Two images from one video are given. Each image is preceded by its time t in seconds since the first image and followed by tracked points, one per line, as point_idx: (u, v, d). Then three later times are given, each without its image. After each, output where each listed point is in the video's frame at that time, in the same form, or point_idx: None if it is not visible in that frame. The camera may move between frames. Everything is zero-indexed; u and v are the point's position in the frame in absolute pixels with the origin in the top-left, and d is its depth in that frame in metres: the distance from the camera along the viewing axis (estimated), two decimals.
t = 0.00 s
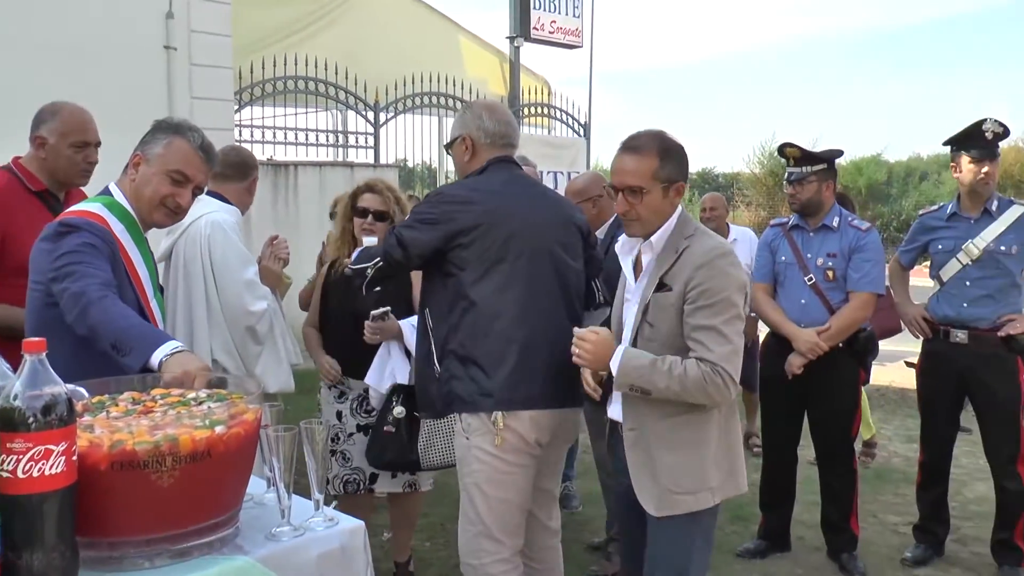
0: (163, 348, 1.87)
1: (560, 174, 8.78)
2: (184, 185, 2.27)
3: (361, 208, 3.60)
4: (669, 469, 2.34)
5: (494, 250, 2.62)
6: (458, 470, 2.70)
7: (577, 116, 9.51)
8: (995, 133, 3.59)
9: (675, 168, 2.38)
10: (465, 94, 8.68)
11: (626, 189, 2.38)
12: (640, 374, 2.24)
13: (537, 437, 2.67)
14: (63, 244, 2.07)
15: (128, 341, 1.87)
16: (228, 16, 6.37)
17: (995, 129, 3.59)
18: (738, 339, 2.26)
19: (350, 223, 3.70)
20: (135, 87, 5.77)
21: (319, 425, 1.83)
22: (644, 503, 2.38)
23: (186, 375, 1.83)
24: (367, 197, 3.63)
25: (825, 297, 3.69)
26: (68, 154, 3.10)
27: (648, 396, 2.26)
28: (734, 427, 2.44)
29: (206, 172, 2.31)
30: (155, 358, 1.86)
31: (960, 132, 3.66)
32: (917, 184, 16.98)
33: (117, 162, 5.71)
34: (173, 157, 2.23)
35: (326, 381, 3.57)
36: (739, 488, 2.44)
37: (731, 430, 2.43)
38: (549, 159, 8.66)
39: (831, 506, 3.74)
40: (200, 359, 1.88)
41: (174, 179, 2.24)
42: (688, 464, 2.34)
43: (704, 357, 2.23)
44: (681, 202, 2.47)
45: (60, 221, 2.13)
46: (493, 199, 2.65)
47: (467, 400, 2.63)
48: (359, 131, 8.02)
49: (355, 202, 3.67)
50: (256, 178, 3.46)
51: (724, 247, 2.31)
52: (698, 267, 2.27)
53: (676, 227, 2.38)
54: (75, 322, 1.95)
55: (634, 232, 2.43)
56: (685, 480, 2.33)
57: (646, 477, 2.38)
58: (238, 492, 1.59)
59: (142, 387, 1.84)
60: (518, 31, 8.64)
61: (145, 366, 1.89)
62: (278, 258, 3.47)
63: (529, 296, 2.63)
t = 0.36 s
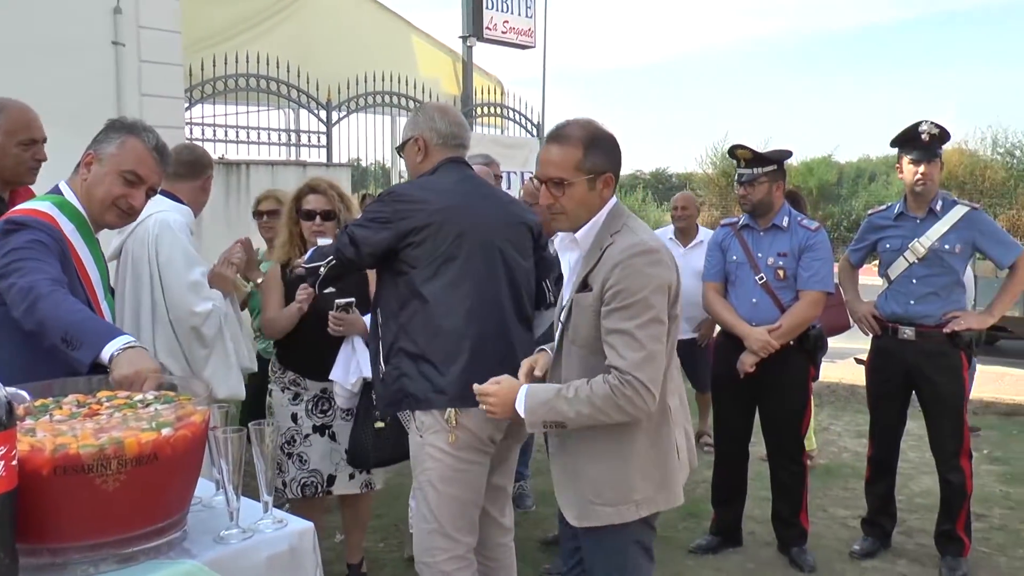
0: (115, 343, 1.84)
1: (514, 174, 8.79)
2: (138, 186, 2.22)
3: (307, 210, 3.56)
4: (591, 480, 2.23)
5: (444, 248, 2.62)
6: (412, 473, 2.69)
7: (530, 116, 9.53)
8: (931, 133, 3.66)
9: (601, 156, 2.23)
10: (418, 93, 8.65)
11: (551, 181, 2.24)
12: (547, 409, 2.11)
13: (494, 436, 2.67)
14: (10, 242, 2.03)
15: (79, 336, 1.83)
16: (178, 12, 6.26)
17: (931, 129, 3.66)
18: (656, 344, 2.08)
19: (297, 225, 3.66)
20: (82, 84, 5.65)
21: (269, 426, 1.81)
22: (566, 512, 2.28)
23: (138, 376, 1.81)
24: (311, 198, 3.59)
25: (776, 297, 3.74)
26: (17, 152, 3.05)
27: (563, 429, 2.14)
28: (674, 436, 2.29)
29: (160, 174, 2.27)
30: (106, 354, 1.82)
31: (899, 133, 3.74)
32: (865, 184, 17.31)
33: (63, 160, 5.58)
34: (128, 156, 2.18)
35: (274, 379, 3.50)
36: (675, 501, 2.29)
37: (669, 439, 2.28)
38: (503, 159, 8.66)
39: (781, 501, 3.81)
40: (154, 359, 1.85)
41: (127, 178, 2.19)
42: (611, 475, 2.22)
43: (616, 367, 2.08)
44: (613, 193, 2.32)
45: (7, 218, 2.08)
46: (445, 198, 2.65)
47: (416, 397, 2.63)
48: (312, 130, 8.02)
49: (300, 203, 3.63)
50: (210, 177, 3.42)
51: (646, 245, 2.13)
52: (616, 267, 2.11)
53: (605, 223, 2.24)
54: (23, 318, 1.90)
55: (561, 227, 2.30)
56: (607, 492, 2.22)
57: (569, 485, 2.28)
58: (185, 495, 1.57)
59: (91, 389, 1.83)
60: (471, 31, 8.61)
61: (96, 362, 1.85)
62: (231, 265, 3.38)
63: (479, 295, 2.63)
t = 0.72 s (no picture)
0: (78, 343, 1.85)
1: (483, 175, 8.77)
2: (103, 187, 2.19)
3: (274, 210, 3.52)
4: (524, 480, 2.13)
5: (410, 248, 2.61)
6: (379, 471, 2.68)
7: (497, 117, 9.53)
8: (885, 135, 3.77)
9: (536, 155, 2.14)
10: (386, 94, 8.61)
11: (486, 183, 2.15)
12: (442, 418, 1.97)
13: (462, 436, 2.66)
14: None
15: (42, 335, 1.84)
16: (142, 10, 6.19)
17: (884, 131, 3.77)
18: (571, 342, 1.99)
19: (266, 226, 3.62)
20: (44, 83, 5.56)
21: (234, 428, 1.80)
22: (497, 513, 2.16)
23: (101, 377, 1.80)
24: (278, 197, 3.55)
25: (743, 297, 3.78)
26: None
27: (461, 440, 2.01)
28: (609, 438, 2.21)
29: (126, 176, 2.24)
30: (70, 353, 1.84)
31: (856, 136, 3.86)
32: (831, 186, 17.48)
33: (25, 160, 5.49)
34: (92, 158, 2.15)
35: (242, 384, 3.45)
36: (605, 505, 2.21)
37: (605, 440, 2.20)
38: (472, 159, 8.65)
39: (748, 499, 3.84)
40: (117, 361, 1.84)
41: (91, 180, 2.16)
42: (544, 476, 2.12)
43: (523, 363, 1.99)
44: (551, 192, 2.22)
45: None
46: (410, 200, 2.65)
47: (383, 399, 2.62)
48: (279, 131, 7.96)
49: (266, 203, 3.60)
50: (166, 171, 3.31)
51: (573, 246, 2.04)
52: (541, 266, 2.04)
53: (540, 223, 2.16)
54: None
55: (498, 229, 2.21)
56: (538, 494, 2.12)
57: (501, 487, 2.17)
58: (147, 499, 1.55)
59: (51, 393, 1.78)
60: (438, 32, 8.51)
61: (59, 361, 1.86)
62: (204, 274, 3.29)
63: (445, 296, 2.62)
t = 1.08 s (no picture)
0: (40, 346, 1.83)
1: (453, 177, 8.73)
2: (64, 186, 2.17)
3: (242, 210, 3.50)
4: (439, 495, 2.09)
5: (379, 250, 2.60)
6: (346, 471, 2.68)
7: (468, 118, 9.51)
8: (849, 137, 3.82)
9: (457, 157, 2.09)
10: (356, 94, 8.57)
11: (405, 187, 2.09)
12: (309, 419, 1.87)
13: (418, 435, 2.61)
14: None
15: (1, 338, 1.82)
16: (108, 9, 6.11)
17: (848, 134, 3.82)
18: (459, 344, 1.94)
19: (233, 228, 3.58)
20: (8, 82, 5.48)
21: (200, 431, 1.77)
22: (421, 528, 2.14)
23: (62, 381, 1.77)
24: (247, 198, 3.52)
25: (711, 299, 3.80)
26: None
27: (330, 444, 1.88)
28: (530, 450, 2.14)
29: (87, 176, 2.22)
30: (31, 355, 1.82)
31: (822, 138, 3.91)
32: (801, 188, 17.63)
33: None
34: (53, 157, 2.13)
35: (210, 387, 3.43)
36: (527, 522, 2.13)
37: (525, 455, 2.12)
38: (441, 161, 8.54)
39: (717, 499, 3.86)
40: (80, 363, 1.83)
41: (53, 180, 2.13)
42: (457, 491, 2.07)
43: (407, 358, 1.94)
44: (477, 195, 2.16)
45: None
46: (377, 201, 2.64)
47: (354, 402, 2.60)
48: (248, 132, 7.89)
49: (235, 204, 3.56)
50: (106, 168, 3.08)
51: (486, 250, 1.99)
52: (451, 268, 2.00)
53: (461, 225, 2.10)
54: None
55: (419, 233, 2.16)
56: (454, 510, 2.08)
57: (422, 500, 2.14)
58: (111, 505, 1.54)
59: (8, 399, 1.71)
60: (408, 32, 8.49)
61: (20, 364, 1.84)
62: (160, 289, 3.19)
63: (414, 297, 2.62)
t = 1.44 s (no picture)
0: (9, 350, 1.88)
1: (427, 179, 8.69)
2: (24, 184, 2.14)
3: (228, 210, 3.44)
4: (375, 516, 1.97)
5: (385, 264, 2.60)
6: (317, 481, 2.65)
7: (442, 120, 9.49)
8: (817, 141, 3.85)
9: (383, 159, 1.95)
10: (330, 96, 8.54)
11: (329, 191, 1.95)
12: (222, 433, 1.78)
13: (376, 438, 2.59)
14: None
15: None
16: (78, 8, 6.04)
17: (817, 137, 3.85)
18: (383, 357, 1.83)
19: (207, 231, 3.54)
20: None
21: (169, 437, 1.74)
22: (360, 550, 2.03)
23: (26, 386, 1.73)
24: (233, 200, 3.47)
25: (684, 300, 3.82)
26: None
27: (247, 460, 1.79)
28: (470, 465, 2.00)
29: (47, 173, 2.20)
30: None
31: (791, 142, 3.94)
32: (774, 191, 17.77)
33: None
34: (12, 154, 2.10)
35: (182, 393, 3.40)
36: (470, 540, 2.00)
37: (465, 469, 1.99)
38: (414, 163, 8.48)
39: (690, 500, 3.88)
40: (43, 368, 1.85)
41: (12, 178, 2.11)
42: (393, 511, 1.95)
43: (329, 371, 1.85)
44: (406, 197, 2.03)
45: None
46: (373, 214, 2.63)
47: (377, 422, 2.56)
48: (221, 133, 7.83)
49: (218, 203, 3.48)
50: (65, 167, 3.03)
51: (414, 256, 1.87)
52: (379, 276, 1.88)
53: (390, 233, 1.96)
54: None
55: (350, 239, 2.04)
56: (390, 532, 1.95)
57: (359, 523, 2.03)
58: (75, 512, 1.51)
59: None
60: (382, 34, 8.47)
61: None
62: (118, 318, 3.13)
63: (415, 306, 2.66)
